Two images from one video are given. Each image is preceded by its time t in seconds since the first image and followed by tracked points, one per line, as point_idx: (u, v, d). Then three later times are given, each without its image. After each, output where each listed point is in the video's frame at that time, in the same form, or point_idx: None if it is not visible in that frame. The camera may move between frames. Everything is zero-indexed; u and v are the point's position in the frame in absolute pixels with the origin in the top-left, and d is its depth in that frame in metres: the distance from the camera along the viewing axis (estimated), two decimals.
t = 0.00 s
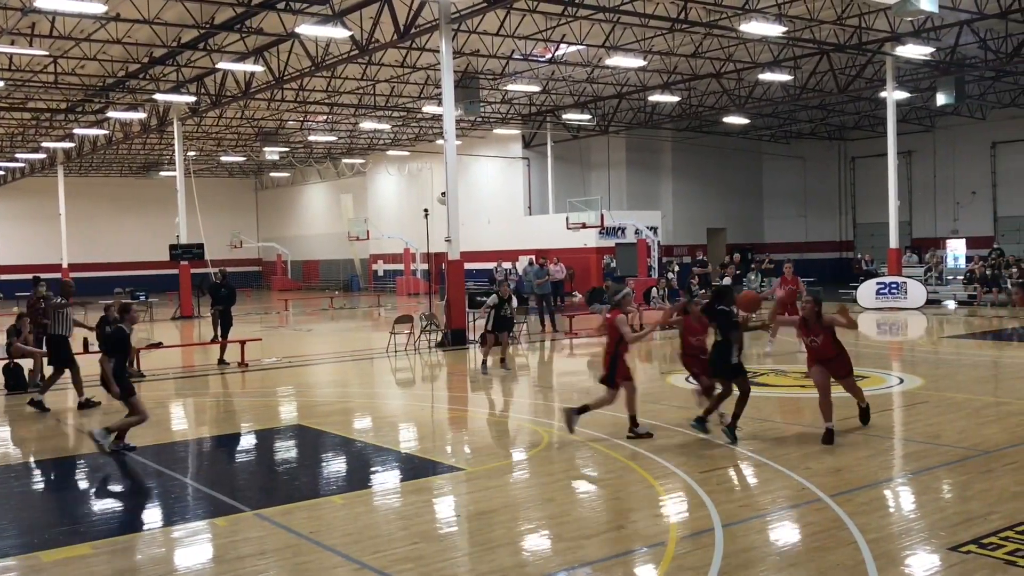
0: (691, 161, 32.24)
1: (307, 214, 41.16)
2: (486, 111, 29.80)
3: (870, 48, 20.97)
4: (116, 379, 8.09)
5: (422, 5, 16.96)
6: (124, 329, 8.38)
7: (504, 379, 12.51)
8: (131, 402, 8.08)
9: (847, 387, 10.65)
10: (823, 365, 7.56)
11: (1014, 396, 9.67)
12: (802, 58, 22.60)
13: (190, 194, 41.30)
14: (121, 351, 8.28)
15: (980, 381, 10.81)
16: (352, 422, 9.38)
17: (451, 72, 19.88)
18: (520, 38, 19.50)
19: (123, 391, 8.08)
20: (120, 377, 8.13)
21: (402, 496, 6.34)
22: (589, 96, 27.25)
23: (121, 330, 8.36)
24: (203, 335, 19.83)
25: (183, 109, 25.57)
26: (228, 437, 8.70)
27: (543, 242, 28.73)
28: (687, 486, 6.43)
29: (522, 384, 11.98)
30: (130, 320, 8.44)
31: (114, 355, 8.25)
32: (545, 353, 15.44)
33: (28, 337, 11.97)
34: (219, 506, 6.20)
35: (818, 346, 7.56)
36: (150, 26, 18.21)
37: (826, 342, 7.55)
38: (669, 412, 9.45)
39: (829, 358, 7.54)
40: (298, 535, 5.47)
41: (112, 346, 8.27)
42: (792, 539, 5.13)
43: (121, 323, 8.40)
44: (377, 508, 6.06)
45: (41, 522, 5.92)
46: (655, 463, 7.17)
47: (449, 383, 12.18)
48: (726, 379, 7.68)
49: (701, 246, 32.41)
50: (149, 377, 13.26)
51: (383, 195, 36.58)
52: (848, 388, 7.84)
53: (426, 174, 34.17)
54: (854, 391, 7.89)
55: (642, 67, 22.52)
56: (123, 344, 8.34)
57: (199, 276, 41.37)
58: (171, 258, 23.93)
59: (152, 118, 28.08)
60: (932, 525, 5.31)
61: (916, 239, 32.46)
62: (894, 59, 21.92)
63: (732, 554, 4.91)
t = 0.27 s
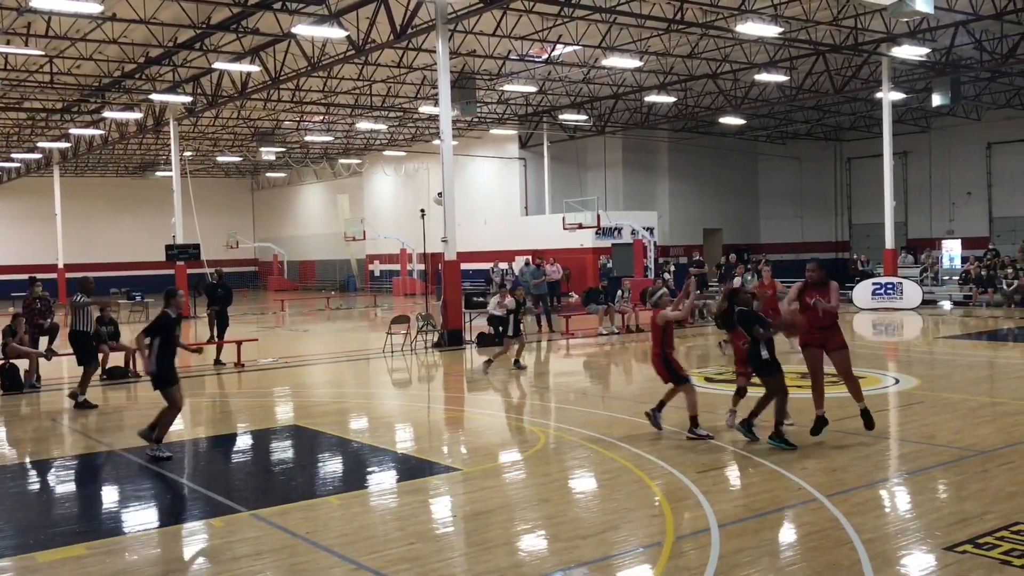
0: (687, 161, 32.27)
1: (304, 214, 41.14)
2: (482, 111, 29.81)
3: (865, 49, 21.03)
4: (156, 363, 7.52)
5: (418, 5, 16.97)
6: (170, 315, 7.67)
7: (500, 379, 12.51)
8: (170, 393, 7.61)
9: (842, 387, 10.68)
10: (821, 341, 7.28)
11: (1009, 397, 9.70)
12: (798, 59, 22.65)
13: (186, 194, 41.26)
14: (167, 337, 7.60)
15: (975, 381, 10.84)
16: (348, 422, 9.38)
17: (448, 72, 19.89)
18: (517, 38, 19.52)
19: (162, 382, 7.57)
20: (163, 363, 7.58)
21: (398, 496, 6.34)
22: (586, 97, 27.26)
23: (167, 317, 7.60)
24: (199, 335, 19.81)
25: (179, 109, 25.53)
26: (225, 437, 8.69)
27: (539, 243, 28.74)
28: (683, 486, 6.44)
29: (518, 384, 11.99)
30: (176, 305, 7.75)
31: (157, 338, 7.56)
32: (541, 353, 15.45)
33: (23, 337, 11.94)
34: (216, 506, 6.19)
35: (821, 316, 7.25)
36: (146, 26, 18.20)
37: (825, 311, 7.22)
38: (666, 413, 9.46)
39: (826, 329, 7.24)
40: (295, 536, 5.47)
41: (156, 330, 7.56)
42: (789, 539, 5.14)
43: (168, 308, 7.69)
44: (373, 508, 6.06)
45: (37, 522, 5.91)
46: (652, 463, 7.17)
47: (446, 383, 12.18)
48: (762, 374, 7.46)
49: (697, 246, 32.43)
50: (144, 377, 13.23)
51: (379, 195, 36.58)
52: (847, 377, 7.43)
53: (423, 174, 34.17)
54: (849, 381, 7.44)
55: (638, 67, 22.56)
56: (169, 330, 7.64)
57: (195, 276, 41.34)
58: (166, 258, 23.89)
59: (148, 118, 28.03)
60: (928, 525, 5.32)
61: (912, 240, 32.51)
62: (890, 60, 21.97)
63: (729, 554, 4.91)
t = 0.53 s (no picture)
0: (684, 162, 32.29)
1: (301, 215, 41.12)
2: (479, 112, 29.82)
3: (862, 50, 21.07)
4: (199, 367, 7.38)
5: (416, 6, 16.96)
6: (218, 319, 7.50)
7: (498, 380, 12.52)
8: (211, 398, 7.40)
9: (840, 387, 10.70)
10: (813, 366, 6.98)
11: (1006, 397, 9.72)
12: (795, 60, 22.68)
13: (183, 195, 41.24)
14: (212, 342, 7.46)
15: (971, 382, 10.88)
16: (345, 423, 9.39)
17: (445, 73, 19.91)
18: (514, 39, 19.54)
19: (203, 386, 7.38)
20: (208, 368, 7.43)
21: (395, 497, 6.35)
22: (583, 98, 27.26)
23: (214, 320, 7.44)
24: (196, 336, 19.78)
25: (176, 109, 25.51)
26: (222, 438, 8.69)
27: (536, 244, 28.75)
28: (680, 486, 6.45)
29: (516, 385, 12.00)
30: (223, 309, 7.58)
31: (202, 343, 7.44)
32: (539, 354, 15.46)
33: (20, 338, 11.93)
34: (213, 507, 6.18)
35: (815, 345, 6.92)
36: (143, 27, 18.18)
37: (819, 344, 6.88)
38: (662, 413, 9.47)
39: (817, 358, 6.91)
40: (293, 537, 5.47)
41: (202, 335, 7.45)
42: (786, 540, 5.15)
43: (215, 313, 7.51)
44: (371, 509, 6.07)
45: (34, 524, 5.90)
46: (650, 463, 7.18)
47: (443, 384, 12.19)
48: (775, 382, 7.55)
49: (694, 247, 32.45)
50: (142, 378, 13.23)
51: (377, 196, 36.58)
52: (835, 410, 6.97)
53: (420, 175, 34.18)
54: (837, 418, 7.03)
55: (635, 68, 22.59)
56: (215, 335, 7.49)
57: (192, 277, 41.31)
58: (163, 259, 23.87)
59: (145, 118, 28.01)
60: (925, 525, 5.34)
61: (909, 240, 32.57)
62: (887, 61, 21.99)
63: (727, 554, 4.92)
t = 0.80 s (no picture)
0: (683, 162, 32.30)
1: (300, 215, 41.11)
2: (478, 113, 29.82)
3: (861, 50, 21.07)
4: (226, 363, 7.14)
5: (415, 6, 16.95)
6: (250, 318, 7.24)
7: (497, 380, 12.52)
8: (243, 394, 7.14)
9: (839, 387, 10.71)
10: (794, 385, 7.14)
11: (1005, 398, 9.73)
12: (794, 60, 22.68)
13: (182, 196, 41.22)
14: (242, 340, 7.15)
15: (970, 382, 10.88)
16: (344, 423, 9.38)
17: (444, 73, 19.90)
18: (514, 40, 19.52)
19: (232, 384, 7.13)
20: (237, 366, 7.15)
21: (394, 497, 6.35)
22: (582, 98, 27.25)
23: (245, 318, 7.18)
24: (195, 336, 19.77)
25: (174, 109, 25.48)
26: (221, 438, 8.68)
27: (535, 244, 28.73)
28: (680, 486, 6.45)
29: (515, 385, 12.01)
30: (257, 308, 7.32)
31: (232, 342, 7.16)
32: (538, 354, 15.46)
33: (19, 339, 11.91)
34: (211, 508, 6.18)
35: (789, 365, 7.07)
36: (141, 27, 18.16)
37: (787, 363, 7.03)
38: (662, 414, 9.45)
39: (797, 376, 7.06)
40: (292, 537, 5.46)
41: (230, 335, 7.16)
42: (786, 539, 5.16)
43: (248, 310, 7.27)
44: (370, 509, 6.07)
45: (33, 524, 5.89)
46: (649, 463, 7.18)
47: (442, 384, 12.19)
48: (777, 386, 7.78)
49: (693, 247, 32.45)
50: (141, 378, 13.23)
51: (375, 196, 36.58)
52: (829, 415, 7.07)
53: (419, 176, 34.17)
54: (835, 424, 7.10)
55: (634, 68, 22.59)
56: (246, 334, 7.19)
57: (191, 277, 41.29)
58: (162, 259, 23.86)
59: (144, 118, 27.99)
60: (924, 525, 5.34)
61: (907, 240, 32.58)
62: (885, 61, 21.98)
63: (725, 554, 4.93)
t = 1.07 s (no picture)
0: (684, 161, 32.28)
1: (301, 215, 41.13)
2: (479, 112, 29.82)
3: (862, 50, 21.07)
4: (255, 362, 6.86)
5: (415, 5, 16.95)
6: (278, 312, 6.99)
7: (498, 380, 12.50)
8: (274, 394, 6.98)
9: (841, 387, 10.69)
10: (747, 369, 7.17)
11: (1008, 397, 9.71)
12: (795, 59, 22.68)
13: (183, 195, 41.25)
14: (272, 335, 6.90)
15: (971, 381, 10.85)
16: (345, 422, 9.37)
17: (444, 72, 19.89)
18: (515, 39, 19.52)
19: (262, 383, 6.92)
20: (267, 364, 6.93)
21: (394, 497, 6.33)
22: (582, 97, 27.24)
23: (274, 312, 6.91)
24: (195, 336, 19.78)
25: (175, 109, 25.47)
26: (222, 438, 8.67)
27: (536, 244, 28.72)
28: (681, 486, 6.44)
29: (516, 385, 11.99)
30: (285, 301, 7.10)
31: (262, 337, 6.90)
32: (538, 353, 15.45)
33: (20, 338, 11.90)
34: (212, 508, 6.17)
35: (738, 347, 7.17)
36: (142, 27, 18.18)
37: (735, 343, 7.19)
38: (663, 413, 9.43)
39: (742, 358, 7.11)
40: (292, 537, 5.45)
41: (263, 329, 6.87)
42: (787, 539, 5.14)
43: (276, 304, 7.04)
44: (370, 509, 6.05)
45: (33, 524, 5.89)
46: (650, 463, 7.17)
47: (443, 384, 12.18)
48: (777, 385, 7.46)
49: (694, 246, 32.43)
50: (141, 378, 13.22)
51: (376, 195, 36.58)
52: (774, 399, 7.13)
53: (420, 175, 34.17)
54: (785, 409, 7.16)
55: (634, 67, 22.59)
56: (275, 328, 6.94)
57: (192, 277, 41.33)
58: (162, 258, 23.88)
59: (145, 118, 28.00)
60: (925, 524, 5.32)
61: (908, 239, 32.55)
62: (886, 60, 21.96)
63: (726, 554, 4.91)
